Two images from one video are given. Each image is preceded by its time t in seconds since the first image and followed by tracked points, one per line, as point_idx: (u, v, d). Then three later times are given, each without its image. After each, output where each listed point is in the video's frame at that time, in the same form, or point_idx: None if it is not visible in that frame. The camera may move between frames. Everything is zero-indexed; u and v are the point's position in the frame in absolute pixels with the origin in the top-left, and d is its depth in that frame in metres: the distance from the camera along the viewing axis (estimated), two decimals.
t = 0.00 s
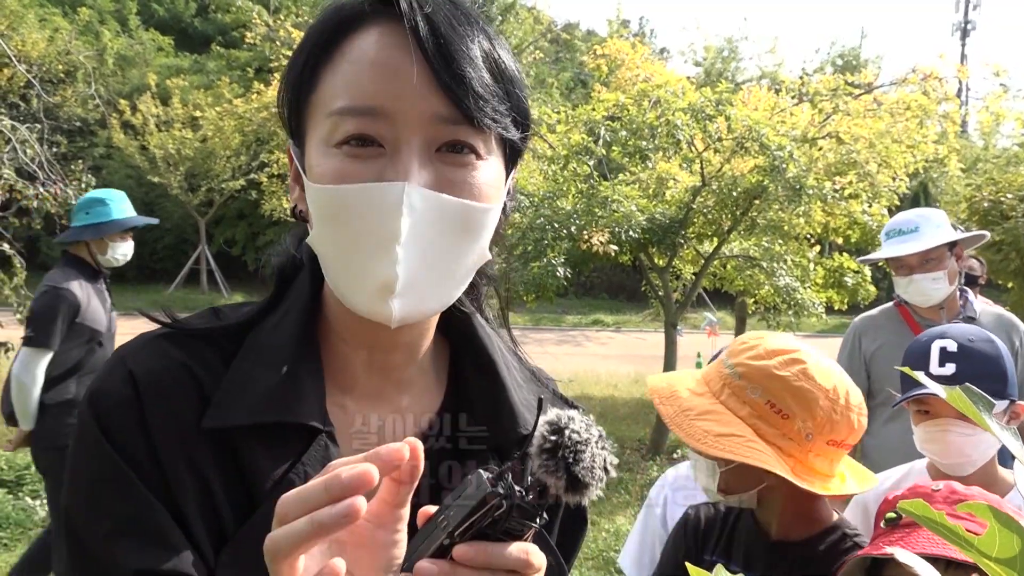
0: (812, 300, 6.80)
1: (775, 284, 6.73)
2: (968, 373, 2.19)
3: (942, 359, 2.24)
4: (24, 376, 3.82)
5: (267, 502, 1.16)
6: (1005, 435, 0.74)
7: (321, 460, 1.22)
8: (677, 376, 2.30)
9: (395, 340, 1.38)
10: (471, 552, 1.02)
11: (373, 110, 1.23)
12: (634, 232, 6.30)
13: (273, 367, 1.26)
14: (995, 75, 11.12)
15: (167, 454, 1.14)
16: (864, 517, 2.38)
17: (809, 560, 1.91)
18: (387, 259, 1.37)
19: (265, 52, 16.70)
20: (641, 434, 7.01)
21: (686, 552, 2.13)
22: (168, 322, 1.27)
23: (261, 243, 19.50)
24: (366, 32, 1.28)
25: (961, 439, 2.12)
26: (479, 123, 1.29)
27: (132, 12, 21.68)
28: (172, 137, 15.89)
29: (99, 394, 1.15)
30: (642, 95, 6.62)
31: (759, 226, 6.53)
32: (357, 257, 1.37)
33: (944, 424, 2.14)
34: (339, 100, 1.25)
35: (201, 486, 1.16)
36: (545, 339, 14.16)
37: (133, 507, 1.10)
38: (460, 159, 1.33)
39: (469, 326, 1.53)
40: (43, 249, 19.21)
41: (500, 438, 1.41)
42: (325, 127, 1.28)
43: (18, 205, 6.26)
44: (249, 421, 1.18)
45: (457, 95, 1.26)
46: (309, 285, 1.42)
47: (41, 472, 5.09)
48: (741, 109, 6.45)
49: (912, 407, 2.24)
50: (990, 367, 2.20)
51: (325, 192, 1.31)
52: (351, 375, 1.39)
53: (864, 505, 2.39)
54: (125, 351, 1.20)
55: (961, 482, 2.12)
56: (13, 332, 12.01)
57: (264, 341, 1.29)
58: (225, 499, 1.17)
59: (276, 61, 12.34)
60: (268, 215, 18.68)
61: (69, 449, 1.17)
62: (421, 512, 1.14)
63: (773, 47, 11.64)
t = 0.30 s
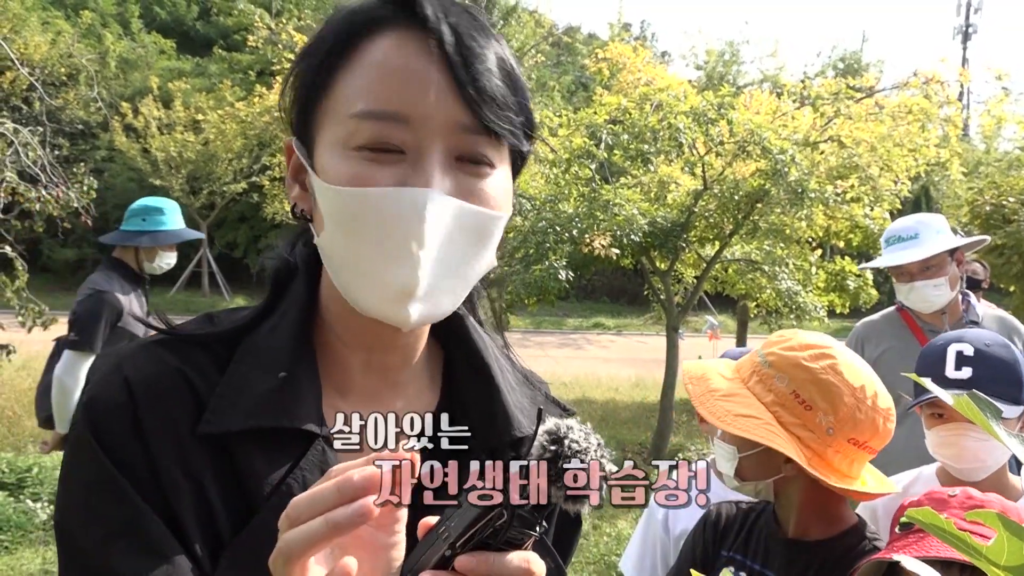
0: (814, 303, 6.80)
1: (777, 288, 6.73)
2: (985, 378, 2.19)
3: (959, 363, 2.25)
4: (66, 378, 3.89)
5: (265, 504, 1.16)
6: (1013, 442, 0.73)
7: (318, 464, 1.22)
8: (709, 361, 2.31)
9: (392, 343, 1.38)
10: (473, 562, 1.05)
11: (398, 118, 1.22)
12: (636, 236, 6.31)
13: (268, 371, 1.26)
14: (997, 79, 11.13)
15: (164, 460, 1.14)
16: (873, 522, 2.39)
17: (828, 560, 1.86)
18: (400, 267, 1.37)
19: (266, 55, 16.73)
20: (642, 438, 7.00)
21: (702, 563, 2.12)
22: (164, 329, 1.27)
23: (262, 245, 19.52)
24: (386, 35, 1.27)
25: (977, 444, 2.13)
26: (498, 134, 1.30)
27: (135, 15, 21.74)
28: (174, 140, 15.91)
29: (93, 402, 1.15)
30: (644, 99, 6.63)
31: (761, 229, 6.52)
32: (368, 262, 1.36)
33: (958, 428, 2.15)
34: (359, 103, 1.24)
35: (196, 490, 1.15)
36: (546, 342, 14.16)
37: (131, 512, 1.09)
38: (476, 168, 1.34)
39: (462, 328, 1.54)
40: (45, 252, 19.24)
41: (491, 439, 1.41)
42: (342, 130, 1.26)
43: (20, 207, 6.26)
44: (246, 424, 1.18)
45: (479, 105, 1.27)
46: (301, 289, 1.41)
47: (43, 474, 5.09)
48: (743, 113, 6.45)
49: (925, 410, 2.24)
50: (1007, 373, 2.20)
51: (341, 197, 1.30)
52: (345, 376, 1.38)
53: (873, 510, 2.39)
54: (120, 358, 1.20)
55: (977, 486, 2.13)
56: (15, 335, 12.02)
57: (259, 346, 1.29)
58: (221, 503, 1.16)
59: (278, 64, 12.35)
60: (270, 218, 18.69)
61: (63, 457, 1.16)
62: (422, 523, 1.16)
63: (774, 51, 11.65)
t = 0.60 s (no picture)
0: (815, 305, 6.80)
1: (778, 289, 6.73)
2: (997, 378, 2.18)
3: (970, 364, 2.24)
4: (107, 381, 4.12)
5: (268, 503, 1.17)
6: (1016, 443, 0.73)
7: (318, 461, 1.23)
8: (703, 362, 2.30)
9: (392, 340, 1.39)
10: (488, 548, 1.06)
11: (493, 157, 1.23)
12: (637, 237, 6.31)
13: (266, 371, 1.26)
14: (998, 81, 11.14)
15: (164, 465, 1.14)
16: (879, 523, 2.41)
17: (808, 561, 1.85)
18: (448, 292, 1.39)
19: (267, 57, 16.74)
20: (643, 439, 7.00)
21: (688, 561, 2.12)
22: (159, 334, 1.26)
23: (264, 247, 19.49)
24: (468, 64, 1.25)
25: (986, 446, 2.13)
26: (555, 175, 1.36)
27: (136, 17, 21.77)
28: (175, 141, 15.92)
29: (89, 411, 1.14)
30: (645, 101, 6.65)
31: (762, 231, 6.52)
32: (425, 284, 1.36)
33: (967, 430, 2.15)
34: (450, 134, 1.21)
35: (199, 492, 1.15)
36: (547, 344, 14.15)
37: (134, 519, 1.10)
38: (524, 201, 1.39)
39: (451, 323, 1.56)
40: (45, 253, 19.25)
41: (480, 430, 1.45)
42: (425, 157, 1.23)
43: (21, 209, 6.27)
44: (247, 425, 1.18)
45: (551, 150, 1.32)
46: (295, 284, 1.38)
47: (44, 475, 5.10)
48: (744, 114, 6.46)
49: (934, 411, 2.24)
50: (1018, 374, 2.19)
51: (425, 225, 1.29)
52: (341, 373, 1.38)
53: (880, 509, 2.41)
54: (114, 365, 1.19)
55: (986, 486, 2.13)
56: (16, 336, 12.04)
57: (256, 346, 1.28)
58: (224, 503, 1.17)
59: (279, 66, 12.36)
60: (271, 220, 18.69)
61: (61, 465, 1.16)
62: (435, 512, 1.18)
63: (774, 52, 11.66)
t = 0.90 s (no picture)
0: (814, 305, 6.81)
1: (777, 289, 6.74)
2: (1002, 378, 2.19)
3: (975, 363, 2.25)
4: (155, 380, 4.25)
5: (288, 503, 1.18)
6: (1017, 441, 0.74)
7: (335, 463, 1.24)
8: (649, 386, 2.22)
9: (400, 345, 1.40)
10: (514, 562, 1.09)
11: (432, 118, 1.25)
12: (636, 237, 6.33)
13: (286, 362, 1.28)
14: (996, 81, 11.15)
15: (186, 459, 1.14)
16: (882, 521, 2.45)
17: (760, 558, 1.93)
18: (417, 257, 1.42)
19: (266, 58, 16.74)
20: (643, 439, 7.01)
21: (648, 552, 2.21)
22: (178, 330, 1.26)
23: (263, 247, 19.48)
24: (408, 39, 1.29)
25: (989, 445, 2.14)
26: (519, 134, 1.36)
27: (135, 17, 21.77)
28: (173, 142, 15.93)
29: (113, 403, 1.13)
30: (644, 101, 6.65)
31: (761, 231, 6.53)
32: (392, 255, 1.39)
33: (971, 429, 2.15)
34: (389, 105, 1.26)
35: (218, 489, 1.15)
36: (546, 344, 14.15)
37: (156, 512, 1.09)
38: (496, 167, 1.39)
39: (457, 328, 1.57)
40: (44, 254, 19.23)
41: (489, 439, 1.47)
42: (375, 131, 1.28)
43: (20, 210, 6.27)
44: (268, 426, 1.20)
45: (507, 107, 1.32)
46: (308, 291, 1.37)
47: (44, 476, 5.09)
48: (743, 114, 6.47)
49: (937, 410, 2.24)
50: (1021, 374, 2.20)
51: (372, 195, 1.33)
52: (353, 378, 1.39)
53: (883, 506, 2.46)
54: (136, 359, 1.19)
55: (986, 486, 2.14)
56: (16, 337, 12.02)
57: (275, 347, 1.29)
58: (242, 502, 1.17)
59: (278, 66, 12.36)
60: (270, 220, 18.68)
61: (77, 457, 1.14)
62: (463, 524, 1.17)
63: (773, 52, 11.66)
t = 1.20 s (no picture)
0: (814, 306, 6.82)
1: (778, 290, 6.75)
2: (1002, 378, 2.20)
3: (976, 363, 2.26)
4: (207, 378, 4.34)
5: (284, 524, 1.16)
6: (1013, 442, 0.75)
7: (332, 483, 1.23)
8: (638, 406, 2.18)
9: (401, 365, 1.42)
10: None
11: (396, 126, 1.26)
12: (637, 239, 6.35)
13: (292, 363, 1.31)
14: (996, 82, 11.16)
15: (185, 473, 1.16)
16: (882, 521, 2.46)
17: (728, 546, 1.93)
18: (401, 272, 1.40)
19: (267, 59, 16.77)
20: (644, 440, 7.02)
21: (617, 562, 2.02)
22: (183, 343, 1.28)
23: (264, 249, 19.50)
24: (384, 55, 1.33)
25: (988, 444, 2.15)
26: (496, 140, 1.33)
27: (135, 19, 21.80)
28: (175, 144, 15.95)
29: (114, 411, 1.15)
30: (645, 103, 6.65)
31: (762, 232, 6.53)
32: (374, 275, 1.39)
33: (970, 428, 2.17)
34: (361, 116, 1.28)
35: (211, 503, 1.17)
36: (548, 345, 14.17)
37: (153, 523, 1.11)
38: (478, 176, 1.37)
39: (470, 345, 1.56)
40: (45, 256, 19.26)
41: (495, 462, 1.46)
42: (349, 144, 1.31)
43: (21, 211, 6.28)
44: (268, 444, 1.20)
45: (479, 114, 1.30)
46: (317, 305, 1.43)
47: (47, 477, 5.10)
48: (743, 116, 6.48)
49: (939, 410, 2.26)
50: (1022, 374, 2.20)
51: (349, 209, 1.32)
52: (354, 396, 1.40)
53: (885, 505, 2.47)
54: (140, 370, 1.21)
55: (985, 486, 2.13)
56: (17, 338, 12.04)
57: (281, 364, 1.30)
58: (233, 519, 1.18)
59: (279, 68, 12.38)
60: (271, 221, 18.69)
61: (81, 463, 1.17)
62: (461, 568, 1.15)
63: (774, 53, 11.67)
